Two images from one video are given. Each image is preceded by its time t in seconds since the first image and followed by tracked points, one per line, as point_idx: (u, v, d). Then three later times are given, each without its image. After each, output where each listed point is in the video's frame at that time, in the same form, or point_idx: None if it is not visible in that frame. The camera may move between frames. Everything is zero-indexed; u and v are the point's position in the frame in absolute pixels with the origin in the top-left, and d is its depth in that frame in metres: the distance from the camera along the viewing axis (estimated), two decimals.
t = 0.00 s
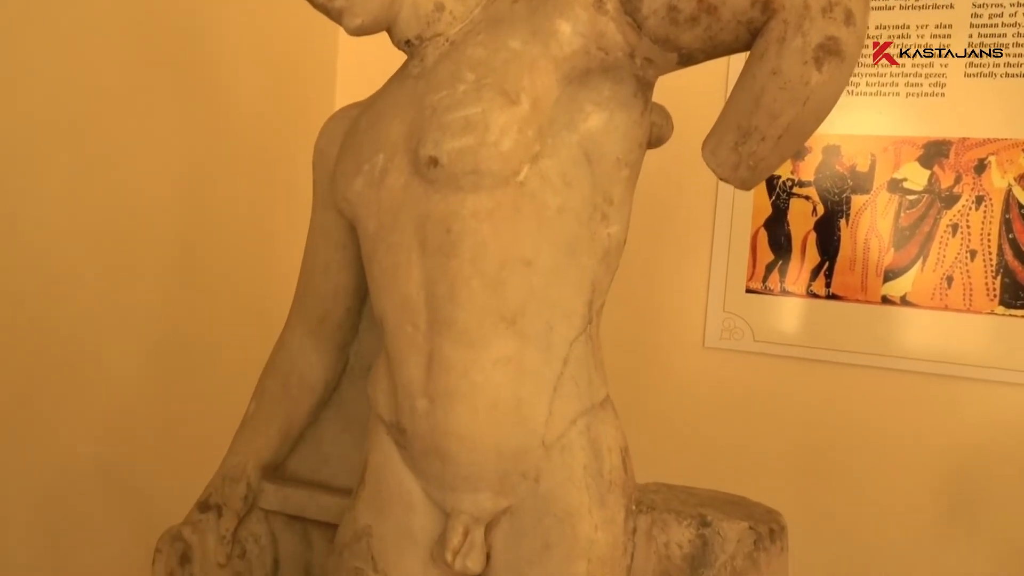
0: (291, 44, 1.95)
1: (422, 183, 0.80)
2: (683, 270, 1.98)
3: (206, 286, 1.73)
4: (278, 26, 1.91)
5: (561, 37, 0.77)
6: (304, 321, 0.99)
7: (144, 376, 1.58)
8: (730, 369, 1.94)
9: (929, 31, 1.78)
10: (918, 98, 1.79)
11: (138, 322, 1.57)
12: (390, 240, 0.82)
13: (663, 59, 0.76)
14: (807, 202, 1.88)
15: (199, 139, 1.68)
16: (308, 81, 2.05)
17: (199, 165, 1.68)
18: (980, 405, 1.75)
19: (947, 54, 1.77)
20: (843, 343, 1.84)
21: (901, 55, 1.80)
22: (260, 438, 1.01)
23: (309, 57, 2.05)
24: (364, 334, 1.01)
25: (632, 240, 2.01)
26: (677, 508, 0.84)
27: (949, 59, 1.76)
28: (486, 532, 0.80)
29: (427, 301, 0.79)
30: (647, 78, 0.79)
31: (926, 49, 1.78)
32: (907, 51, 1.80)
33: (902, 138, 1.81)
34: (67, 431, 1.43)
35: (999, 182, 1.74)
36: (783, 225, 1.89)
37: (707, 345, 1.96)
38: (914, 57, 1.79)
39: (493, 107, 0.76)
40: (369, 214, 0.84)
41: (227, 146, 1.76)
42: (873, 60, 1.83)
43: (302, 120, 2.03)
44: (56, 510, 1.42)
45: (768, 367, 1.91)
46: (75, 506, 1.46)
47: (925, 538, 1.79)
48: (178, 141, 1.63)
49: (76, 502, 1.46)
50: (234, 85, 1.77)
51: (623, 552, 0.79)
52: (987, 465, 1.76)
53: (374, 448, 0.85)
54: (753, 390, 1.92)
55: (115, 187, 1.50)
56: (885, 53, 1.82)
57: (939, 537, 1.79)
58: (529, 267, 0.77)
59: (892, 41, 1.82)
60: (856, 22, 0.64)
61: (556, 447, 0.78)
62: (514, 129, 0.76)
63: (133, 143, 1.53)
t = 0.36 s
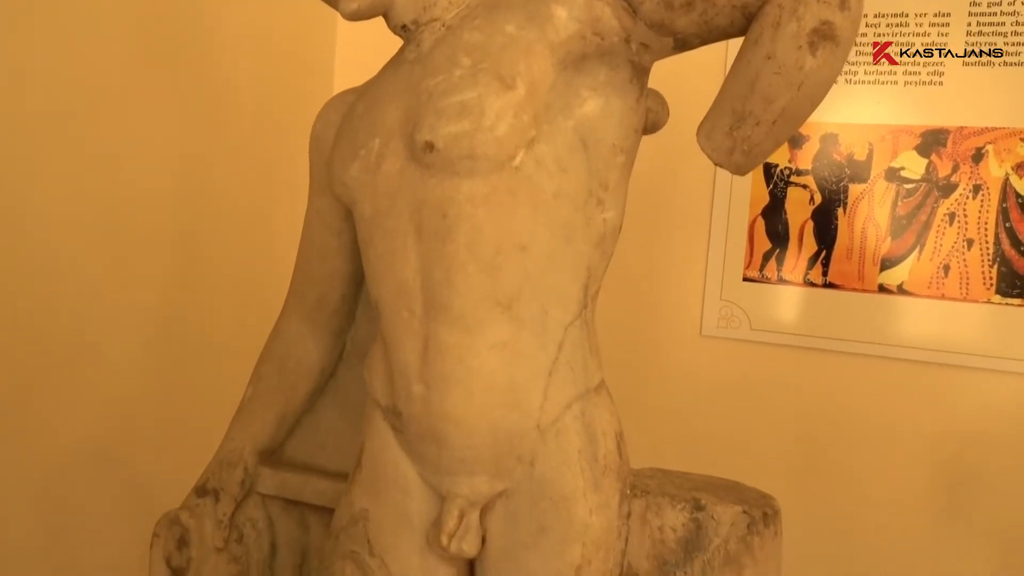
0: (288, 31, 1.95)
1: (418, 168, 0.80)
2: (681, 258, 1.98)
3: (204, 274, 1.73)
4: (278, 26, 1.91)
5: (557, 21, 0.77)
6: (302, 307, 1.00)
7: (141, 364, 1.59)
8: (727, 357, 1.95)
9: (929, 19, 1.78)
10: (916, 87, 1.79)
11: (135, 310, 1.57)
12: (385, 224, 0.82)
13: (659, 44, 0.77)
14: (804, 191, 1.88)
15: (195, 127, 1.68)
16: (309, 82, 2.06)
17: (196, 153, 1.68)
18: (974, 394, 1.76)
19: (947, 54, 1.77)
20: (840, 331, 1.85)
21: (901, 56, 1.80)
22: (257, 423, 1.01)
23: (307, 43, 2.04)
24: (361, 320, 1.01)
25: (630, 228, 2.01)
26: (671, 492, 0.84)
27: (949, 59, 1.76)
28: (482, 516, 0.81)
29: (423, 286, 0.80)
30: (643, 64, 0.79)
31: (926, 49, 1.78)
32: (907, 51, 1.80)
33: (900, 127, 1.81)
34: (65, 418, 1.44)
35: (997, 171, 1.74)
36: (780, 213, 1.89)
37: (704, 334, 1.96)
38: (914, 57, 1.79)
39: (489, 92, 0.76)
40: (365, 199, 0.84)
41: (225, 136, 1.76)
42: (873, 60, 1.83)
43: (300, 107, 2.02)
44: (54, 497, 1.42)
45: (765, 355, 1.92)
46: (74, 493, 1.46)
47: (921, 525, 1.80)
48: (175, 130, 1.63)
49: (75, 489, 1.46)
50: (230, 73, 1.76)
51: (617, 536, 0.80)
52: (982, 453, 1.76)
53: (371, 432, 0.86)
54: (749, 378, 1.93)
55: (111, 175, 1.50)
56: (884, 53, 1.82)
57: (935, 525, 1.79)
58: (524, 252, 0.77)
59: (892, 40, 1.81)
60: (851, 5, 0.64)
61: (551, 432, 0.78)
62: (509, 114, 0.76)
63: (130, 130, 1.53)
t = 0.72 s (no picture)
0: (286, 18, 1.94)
1: (414, 152, 0.79)
2: (679, 247, 1.98)
3: (202, 261, 1.73)
4: (276, 14, 1.91)
5: (554, 6, 0.78)
6: (299, 293, 1.00)
7: (140, 349, 1.59)
8: (725, 346, 1.95)
9: (928, 9, 1.77)
10: (915, 76, 1.79)
11: (133, 298, 1.57)
12: (381, 209, 0.82)
13: (656, 28, 0.77)
14: (803, 180, 1.88)
15: (193, 114, 1.68)
16: (310, 76, 2.06)
17: (194, 139, 1.68)
18: (971, 382, 1.77)
19: (947, 54, 1.76)
20: (838, 321, 1.85)
21: (901, 56, 1.80)
22: (255, 409, 1.02)
23: (305, 31, 2.04)
24: (358, 306, 1.01)
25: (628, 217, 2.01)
26: (667, 477, 0.85)
27: (949, 59, 1.76)
28: (478, 500, 0.81)
29: (419, 271, 0.80)
30: (640, 48, 0.79)
31: (926, 49, 1.78)
32: (907, 51, 1.79)
33: (899, 116, 1.80)
34: (63, 404, 1.44)
35: (996, 160, 1.74)
36: (779, 202, 1.89)
37: (702, 323, 1.96)
38: (914, 57, 1.79)
39: (484, 76, 0.76)
40: (362, 183, 0.84)
41: (222, 124, 1.76)
42: (872, 60, 1.82)
43: (298, 95, 2.02)
44: (53, 482, 1.43)
45: (763, 344, 1.92)
46: (73, 478, 1.47)
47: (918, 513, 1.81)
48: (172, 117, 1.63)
49: (73, 474, 1.47)
50: (228, 60, 1.76)
51: (613, 520, 0.81)
52: (979, 441, 1.77)
53: (368, 418, 0.86)
54: (747, 367, 1.93)
55: (107, 160, 1.50)
56: (884, 53, 1.81)
57: (932, 513, 1.80)
58: (520, 236, 0.77)
59: (892, 41, 1.81)
60: None
61: (547, 416, 0.79)
62: (506, 97, 0.76)
63: (127, 117, 1.53)
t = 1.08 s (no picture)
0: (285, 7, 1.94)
1: (411, 136, 0.79)
2: (681, 237, 1.98)
3: (202, 251, 1.73)
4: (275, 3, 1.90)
5: None
6: (298, 280, 0.99)
7: (140, 339, 1.59)
8: (728, 337, 1.95)
9: None
10: (919, 65, 1.78)
11: (133, 287, 1.57)
12: (379, 193, 0.82)
13: (655, 10, 0.76)
14: (806, 169, 1.87)
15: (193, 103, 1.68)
16: (310, 65, 2.06)
17: (194, 129, 1.68)
18: (974, 372, 1.76)
19: (947, 54, 1.75)
20: (841, 311, 1.84)
21: (901, 55, 1.79)
22: (254, 397, 1.01)
23: (305, 19, 2.03)
24: (357, 293, 1.01)
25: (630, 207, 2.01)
26: (667, 463, 0.85)
27: (949, 59, 1.75)
28: (476, 487, 0.81)
29: (417, 256, 0.79)
30: (639, 31, 0.79)
31: (926, 49, 1.77)
32: (907, 51, 1.79)
33: (903, 105, 1.79)
34: (64, 393, 1.44)
35: (1000, 149, 1.73)
36: (782, 192, 1.88)
37: (705, 314, 1.96)
38: (913, 57, 1.78)
39: (482, 59, 0.76)
40: (360, 168, 0.84)
41: (221, 113, 1.76)
42: (872, 60, 1.81)
43: (297, 83, 2.01)
44: (54, 471, 1.43)
45: (765, 334, 1.92)
46: (75, 467, 1.47)
47: (921, 504, 1.80)
48: (173, 104, 1.63)
49: (75, 462, 1.47)
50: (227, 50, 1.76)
51: (612, 506, 0.81)
52: (982, 432, 1.76)
53: (366, 404, 0.86)
54: (749, 358, 1.93)
55: (107, 150, 1.49)
56: (884, 52, 1.80)
57: (936, 503, 1.79)
58: (519, 221, 0.77)
59: (892, 41, 1.80)
60: None
61: (546, 401, 0.78)
62: (504, 80, 0.75)
63: (127, 106, 1.52)
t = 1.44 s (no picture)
0: None
1: (408, 119, 0.79)
2: (680, 224, 1.97)
3: (200, 238, 1.73)
4: None
5: None
6: (295, 264, 0.99)
7: (139, 326, 1.59)
8: (726, 324, 1.95)
9: None
10: (919, 52, 1.77)
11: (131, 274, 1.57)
12: (376, 176, 0.81)
13: None
14: (805, 157, 1.86)
15: (191, 89, 1.67)
16: (308, 50, 2.05)
17: (192, 115, 1.68)
18: (972, 359, 1.76)
19: (947, 54, 1.75)
20: (840, 299, 1.84)
21: (901, 55, 1.78)
22: (251, 382, 1.01)
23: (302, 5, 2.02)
24: (354, 278, 1.01)
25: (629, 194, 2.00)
26: (665, 446, 0.85)
27: (948, 59, 1.75)
28: (473, 471, 0.81)
29: (414, 239, 0.79)
30: (637, 12, 0.79)
31: (926, 49, 1.76)
32: (907, 50, 1.78)
33: (903, 92, 1.79)
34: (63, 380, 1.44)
35: (1000, 137, 1.72)
36: (781, 180, 1.88)
37: (704, 302, 1.96)
38: (914, 57, 1.78)
39: (479, 40, 0.76)
40: (357, 150, 0.83)
41: (219, 100, 1.75)
42: (872, 59, 1.80)
43: (295, 69, 2.00)
44: (54, 456, 1.43)
45: (764, 322, 1.92)
46: (75, 454, 1.47)
47: (920, 491, 1.80)
48: (171, 85, 1.62)
49: (75, 449, 1.48)
50: (224, 36, 1.75)
51: (609, 489, 0.81)
52: (980, 418, 1.76)
53: (364, 388, 0.85)
54: (748, 345, 1.93)
55: (105, 137, 1.49)
56: (884, 52, 1.80)
57: (935, 491, 1.79)
58: (516, 204, 0.76)
59: (892, 40, 1.79)
60: None
61: (543, 385, 0.78)
62: (501, 62, 0.75)
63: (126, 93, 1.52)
